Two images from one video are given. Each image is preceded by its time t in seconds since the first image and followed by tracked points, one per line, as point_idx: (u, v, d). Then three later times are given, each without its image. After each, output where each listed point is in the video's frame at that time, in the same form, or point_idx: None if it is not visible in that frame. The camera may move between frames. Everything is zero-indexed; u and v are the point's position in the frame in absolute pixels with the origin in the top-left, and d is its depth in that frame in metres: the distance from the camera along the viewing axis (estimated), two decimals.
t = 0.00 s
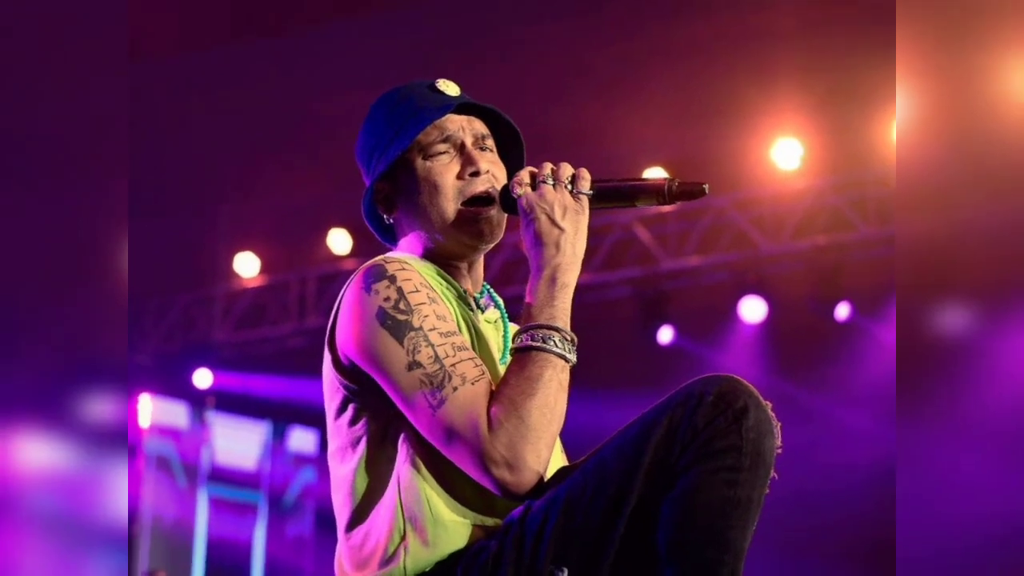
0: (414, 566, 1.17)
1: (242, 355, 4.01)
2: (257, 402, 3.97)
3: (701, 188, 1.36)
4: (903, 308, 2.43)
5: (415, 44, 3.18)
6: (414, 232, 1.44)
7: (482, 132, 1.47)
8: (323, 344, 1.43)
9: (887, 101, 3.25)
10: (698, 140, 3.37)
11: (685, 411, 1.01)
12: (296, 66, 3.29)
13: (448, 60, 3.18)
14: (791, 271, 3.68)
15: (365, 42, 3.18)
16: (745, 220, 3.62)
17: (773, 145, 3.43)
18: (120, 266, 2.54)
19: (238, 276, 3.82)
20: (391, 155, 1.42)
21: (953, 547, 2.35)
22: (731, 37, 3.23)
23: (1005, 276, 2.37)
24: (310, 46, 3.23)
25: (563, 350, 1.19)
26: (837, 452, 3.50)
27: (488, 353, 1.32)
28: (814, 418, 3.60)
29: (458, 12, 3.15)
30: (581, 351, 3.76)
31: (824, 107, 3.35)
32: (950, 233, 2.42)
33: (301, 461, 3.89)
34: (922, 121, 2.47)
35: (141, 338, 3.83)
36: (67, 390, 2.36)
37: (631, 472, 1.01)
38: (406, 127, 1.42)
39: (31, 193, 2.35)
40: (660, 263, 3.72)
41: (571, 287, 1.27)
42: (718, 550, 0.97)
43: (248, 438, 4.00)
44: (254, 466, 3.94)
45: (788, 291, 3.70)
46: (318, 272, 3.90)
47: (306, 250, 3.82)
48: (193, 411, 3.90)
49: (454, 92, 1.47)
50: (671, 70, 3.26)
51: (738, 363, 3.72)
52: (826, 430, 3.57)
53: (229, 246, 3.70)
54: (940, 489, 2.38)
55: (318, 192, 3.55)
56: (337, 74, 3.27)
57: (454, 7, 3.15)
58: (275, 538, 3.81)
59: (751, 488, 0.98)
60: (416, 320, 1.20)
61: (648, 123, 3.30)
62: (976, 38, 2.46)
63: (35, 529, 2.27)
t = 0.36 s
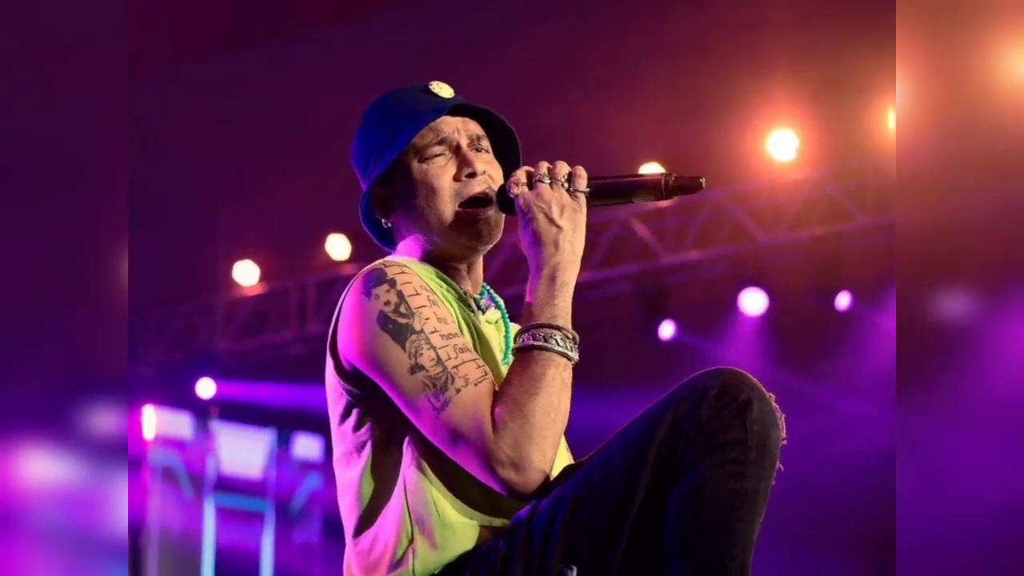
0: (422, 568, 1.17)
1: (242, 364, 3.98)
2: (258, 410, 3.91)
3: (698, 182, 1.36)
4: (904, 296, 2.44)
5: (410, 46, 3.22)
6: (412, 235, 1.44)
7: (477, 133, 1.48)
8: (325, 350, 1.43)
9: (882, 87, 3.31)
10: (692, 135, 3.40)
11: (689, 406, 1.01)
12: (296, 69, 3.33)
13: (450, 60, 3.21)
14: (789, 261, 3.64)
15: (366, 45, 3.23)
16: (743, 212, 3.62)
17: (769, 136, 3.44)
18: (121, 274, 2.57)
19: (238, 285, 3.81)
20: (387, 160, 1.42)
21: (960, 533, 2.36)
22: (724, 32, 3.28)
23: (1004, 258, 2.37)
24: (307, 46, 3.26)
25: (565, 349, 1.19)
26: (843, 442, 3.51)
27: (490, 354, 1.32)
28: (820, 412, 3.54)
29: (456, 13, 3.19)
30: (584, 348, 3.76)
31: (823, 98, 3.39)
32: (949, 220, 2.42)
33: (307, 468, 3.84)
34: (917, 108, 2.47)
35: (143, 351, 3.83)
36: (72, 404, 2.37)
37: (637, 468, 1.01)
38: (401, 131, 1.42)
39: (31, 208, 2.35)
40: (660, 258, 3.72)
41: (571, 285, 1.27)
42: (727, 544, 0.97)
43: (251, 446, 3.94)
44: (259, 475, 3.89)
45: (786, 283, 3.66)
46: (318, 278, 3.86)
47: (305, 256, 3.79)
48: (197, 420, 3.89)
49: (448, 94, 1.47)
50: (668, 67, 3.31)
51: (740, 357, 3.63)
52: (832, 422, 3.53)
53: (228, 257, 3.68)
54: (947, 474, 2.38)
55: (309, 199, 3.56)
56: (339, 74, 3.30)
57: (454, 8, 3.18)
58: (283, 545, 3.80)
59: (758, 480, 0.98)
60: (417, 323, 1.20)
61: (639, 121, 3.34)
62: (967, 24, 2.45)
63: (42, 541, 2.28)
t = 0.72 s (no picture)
0: (402, 560, 1.17)
1: (239, 344, 3.96)
2: (250, 390, 3.95)
3: (706, 197, 1.36)
4: (904, 325, 2.44)
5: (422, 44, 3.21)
6: (416, 229, 1.44)
7: (489, 131, 1.48)
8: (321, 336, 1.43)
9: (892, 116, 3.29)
10: (704, 150, 3.40)
11: (680, 418, 1.01)
12: (306, 59, 3.31)
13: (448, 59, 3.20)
14: (793, 281, 3.63)
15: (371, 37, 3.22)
16: (748, 230, 3.62)
17: (778, 156, 3.43)
18: (120, 248, 2.59)
19: (238, 264, 3.81)
20: (396, 151, 1.42)
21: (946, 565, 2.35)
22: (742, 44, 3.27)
23: (1005, 295, 2.37)
24: (315, 40, 3.27)
25: (560, 352, 1.19)
26: (835, 464, 3.51)
27: (486, 352, 1.32)
28: (812, 432, 3.56)
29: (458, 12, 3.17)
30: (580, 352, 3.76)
31: (832, 118, 3.37)
32: (954, 252, 2.42)
33: (294, 452, 3.86)
34: (928, 137, 2.47)
35: (141, 321, 3.81)
36: (63, 371, 2.36)
37: (623, 476, 1.01)
38: (413, 124, 1.42)
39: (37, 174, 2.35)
40: (662, 269, 3.72)
41: (571, 289, 1.27)
42: (708, 559, 0.97)
43: (240, 426, 3.97)
44: (246, 455, 3.92)
45: (787, 302, 3.64)
46: (319, 265, 3.85)
47: (308, 242, 3.79)
48: (188, 397, 3.91)
49: (462, 90, 1.47)
50: (685, 79, 3.31)
51: (736, 374, 3.68)
52: (823, 442, 3.54)
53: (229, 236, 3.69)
54: (932, 504, 2.39)
55: (319, 184, 3.57)
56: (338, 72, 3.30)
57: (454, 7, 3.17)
58: (264, 528, 3.82)
59: (743, 498, 0.99)
60: (414, 317, 1.20)
61: (649, 132, 3.36)
62: (983, 57, 2.46)
63: (27, 507, 2.26)
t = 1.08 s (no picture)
0: (430, 570, 1.17)
1: (243, 369, 4.00)
2: (263, 416, 3.94)
3: (695, 177, 1.36)
4: (904, 287, 2.44)
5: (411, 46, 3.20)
6: (411, 238, 1.44)
7: (474, 133, 1.48)
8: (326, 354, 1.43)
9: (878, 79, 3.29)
10: (688, 133, 3.40)
11: (692, 401, 1.02)
12: (298, 68, 3.30)
13: (449, 59, 3.21)
14: (787, 255, 3.63)
15: (363, 44, 3.21)
16: (741, 206, 3.61)
17: (765, 131, 3.44)
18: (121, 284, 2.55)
19: (238, 290, 3.80)
20: (384, 162, 1.42)
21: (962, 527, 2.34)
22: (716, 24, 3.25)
23: (1003, 249, 2.36)
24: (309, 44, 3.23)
25: (566, 347, 1.19)
26: (840, 436, 3.52)
27: (492, 355, 1.32)
28: (820, 402, 3.56)
29: (455, 13, 3.17)
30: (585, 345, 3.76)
31: (817, 89, 3.37)
32: (948, 210, 2.41)
33: (311, 473, 3.87)
34: (911, 98, 2.48)
35: (144, 359, 3.82)
36: (73, 415, 2.36)
37: (640, 465, 1.01)
38: (398, 134, 1.42)
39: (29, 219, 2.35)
40: (659, 254, 3.71)
41: (571, 283, 1.27)
42: (733, 539, 0.96)
43: (254, 453, 3.97)
44: (264, 480, 3.93)
45: (784, 277, 3.65)
46: (317, 283, 3.87)
47: (305, 261, 3.79)
48: (199, 428, 3.90)
49: (444, 96, 1.47)
50: (670, 56, 3.29)
51: (742, 352, 3.66)
52: (830, 414, 3.56)
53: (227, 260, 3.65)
54: (946, 464, 2.38)
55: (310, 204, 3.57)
56: (338, 75, 3.28)
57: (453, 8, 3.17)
58: (288, 551, 3.81)
59: (762, 475, 0.98)
60: (417, 326, 1.20)
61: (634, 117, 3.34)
62: (958, 13, 2.46)
63: (50, 554, 2.29)
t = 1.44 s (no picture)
0: (402, 561, 1.17)
1: (240, 343, 3.95)
2: (252, 389, 3.88)
3: (706, 197, 1.37)
4: (904, 326, 2.44)
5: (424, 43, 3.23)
6: (416, 228, 1.44)
7: (489, 131, 1.48)
8: (320, 335, 1.43)
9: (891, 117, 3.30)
10: (704, 149, 3.40)
11: (680, 418, 1.01)
12: (304, 58, 3.34)
13: (449, 60, 3.23)
14: (794, 282, 3.63)
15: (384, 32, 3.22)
16: (749, 231, 3.63)
17: (778, 158, 3.44)
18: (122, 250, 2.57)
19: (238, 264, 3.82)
20: (396, 150, 1.42)
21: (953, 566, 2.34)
22: (739, 49, 3.28)
23: (1005, 298, 2.37)
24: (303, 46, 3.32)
25: (560, 352, 1.19)
26: (839, 465, 3.51)
27: (486, 352, 1.32)
28: (811, 430, 3.57)
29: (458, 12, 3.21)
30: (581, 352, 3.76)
31: (832, 121, 3.38)
32: (954, 254, 2.42)
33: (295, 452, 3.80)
34: (927, 138, 2.48)
35: (140, 322, 3.80)
36: (64, 371, 2.36)
37: (623, 477, 1.01)
38: (413, 123, 1.42)
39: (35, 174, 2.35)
40: (662, 269, 3.72)
41: (571, 289, 1.27)
42: (708, 560, 0.97)
43: (240, 426, 3.91)
44: (246, 455, 3.86)
45: (787, 302, 3.63)
46: (319, 264, 3.83)
47: (308, 240, 3.77)
48: (188, 397, 3.90)
49: (463, 90, 1.47)
50: (691, 77, 3.31)
51: (737, 374, 3.67)
52: (827, 444, 3.53)
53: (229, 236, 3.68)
54: (934, 503, 2.39)
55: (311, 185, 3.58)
56: (338, 74, 3.33)
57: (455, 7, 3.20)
58: (264, 528, 3.79)
59: (743, 499, 0.98)
60: (414, 316, 1.20)
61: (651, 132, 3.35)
62: (982, 58, 2.46)
63: (27, 507, 2.26)
